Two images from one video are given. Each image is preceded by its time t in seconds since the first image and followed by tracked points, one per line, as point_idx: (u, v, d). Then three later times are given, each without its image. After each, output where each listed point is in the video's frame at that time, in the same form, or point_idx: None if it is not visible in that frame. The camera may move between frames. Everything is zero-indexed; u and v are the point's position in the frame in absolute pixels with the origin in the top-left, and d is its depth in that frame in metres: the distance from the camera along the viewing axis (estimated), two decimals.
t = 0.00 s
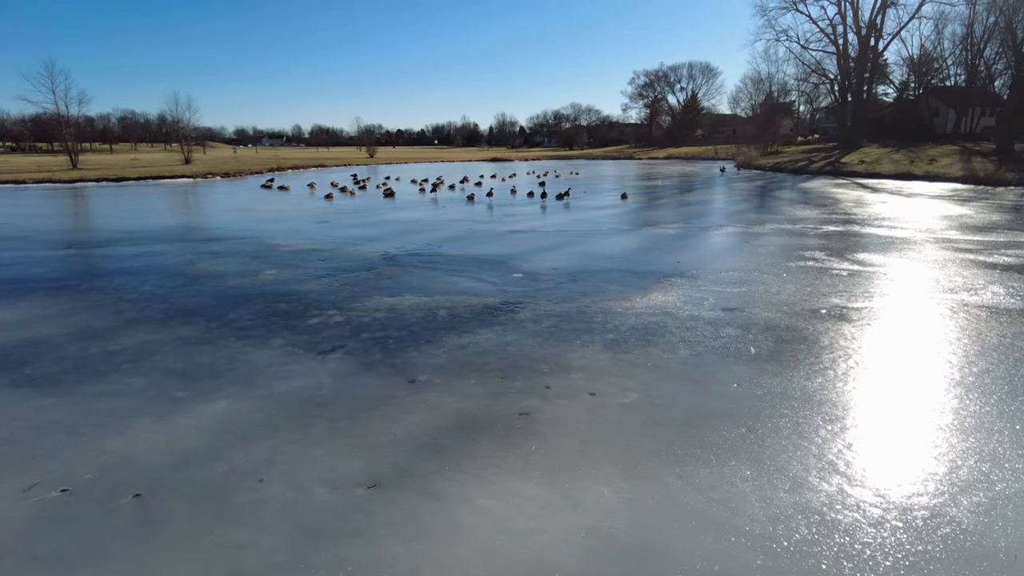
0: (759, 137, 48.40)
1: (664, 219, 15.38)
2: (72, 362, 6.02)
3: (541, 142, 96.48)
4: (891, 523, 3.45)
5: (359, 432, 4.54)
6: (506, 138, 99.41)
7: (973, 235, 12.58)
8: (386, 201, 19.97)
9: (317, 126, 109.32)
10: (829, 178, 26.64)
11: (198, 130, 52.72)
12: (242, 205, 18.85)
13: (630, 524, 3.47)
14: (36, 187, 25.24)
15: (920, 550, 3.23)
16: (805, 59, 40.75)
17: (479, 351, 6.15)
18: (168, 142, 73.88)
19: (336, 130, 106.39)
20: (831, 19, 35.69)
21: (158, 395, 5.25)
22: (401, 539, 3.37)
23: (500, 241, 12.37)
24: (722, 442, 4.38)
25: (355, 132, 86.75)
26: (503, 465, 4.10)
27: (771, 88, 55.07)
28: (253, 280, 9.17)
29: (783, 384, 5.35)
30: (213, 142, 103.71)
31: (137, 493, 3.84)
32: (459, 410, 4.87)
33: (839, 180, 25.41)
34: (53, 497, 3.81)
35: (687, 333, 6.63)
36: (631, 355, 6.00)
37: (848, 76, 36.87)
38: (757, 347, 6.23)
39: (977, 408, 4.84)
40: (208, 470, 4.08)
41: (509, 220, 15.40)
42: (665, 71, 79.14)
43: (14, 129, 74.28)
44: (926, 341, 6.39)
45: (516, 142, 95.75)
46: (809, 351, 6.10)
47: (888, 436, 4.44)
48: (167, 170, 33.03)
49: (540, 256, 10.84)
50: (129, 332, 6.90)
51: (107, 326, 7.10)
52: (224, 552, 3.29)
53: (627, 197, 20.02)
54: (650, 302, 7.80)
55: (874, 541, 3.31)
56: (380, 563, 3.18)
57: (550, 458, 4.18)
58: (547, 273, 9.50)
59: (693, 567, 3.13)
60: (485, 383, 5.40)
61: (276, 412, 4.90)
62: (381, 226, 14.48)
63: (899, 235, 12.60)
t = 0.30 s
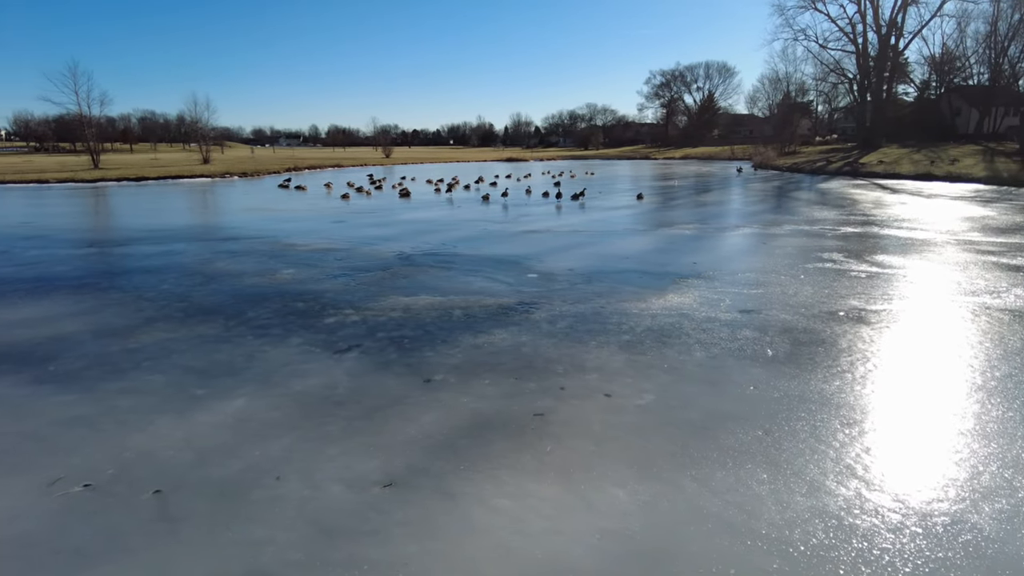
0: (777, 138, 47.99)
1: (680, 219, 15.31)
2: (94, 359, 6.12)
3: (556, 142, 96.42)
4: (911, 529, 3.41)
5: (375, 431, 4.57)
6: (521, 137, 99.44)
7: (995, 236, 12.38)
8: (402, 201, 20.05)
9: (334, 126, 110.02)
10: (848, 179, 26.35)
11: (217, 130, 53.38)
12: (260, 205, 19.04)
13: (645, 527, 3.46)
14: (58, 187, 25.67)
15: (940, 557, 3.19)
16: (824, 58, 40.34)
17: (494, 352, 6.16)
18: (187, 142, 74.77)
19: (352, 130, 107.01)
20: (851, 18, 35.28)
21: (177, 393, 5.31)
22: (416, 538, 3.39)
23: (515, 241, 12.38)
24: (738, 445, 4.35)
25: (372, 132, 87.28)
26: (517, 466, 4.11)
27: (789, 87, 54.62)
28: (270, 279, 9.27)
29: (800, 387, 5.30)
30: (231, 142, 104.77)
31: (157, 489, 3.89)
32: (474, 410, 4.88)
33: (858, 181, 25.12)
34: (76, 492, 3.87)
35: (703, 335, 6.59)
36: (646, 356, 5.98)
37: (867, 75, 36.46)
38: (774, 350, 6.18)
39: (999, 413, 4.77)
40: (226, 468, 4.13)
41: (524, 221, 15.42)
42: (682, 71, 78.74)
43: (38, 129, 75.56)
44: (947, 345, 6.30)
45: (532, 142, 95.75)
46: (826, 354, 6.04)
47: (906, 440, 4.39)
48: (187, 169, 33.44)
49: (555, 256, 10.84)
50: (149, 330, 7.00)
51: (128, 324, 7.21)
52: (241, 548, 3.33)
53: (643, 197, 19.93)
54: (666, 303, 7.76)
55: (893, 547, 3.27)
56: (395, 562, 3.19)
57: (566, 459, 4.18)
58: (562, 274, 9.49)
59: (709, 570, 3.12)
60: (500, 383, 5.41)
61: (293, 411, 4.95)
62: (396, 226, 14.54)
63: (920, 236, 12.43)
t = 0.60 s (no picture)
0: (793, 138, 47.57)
1: (695, 220, 15.23)
2: (113, 357, 6.20)
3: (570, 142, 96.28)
4: (929, 535, 3.37)
5: (389, 431, 4.60)
6: (535, 138, 99.43)
7: (1017, 238, 12.18)
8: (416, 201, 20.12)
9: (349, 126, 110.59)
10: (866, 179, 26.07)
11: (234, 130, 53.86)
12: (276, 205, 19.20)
13: (659, 529, 3.45)
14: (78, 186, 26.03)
15: (959, 563, 3.15)
16: (842, 57, 39.92)
17: (508, 352, 6.16)
18: (204, 142, 75.50)
19: (367, 130, 107.53)
20: (870, 17, 34.86)
21: (195, 391, 5.37)
22: (429, 539, 3.39)
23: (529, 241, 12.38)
24: (753, 448, 4.33)
25: (386, 132, 87.72)
26: (531, 467, 4.11)
27: (806, 87, 54.13)
28: (286, 278, 9.35)
29: (816, 390, 5.25)
30: (248, 142, 105.68)
31: (176, 486, 3.94)
32: (487, 411, 4.89)
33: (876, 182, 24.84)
34: (96, 488, 3.93)
35: (718, 337, 6.55)
36: (661, 358, 5.96)
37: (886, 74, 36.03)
38: (790, 352, 6.13)
39: (1020, 419, 4.69)
40: (243, 466, 4.17)
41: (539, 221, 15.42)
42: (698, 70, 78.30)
43: (59, 129, 76.73)
44: (966, 348, 6.22)
45: (546, 142, 95.68)
46: (843, 357, 5.98)
47: (924, 445, 4.34)
48: (204, 169, 33.80)
49: (569, 256, 10.82)
50: (168, 328, 7.08)
51: (146, 323, 7.29)
52: (258, 546, 3.36)
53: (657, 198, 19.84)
54: (680, 304, 7.73)
55: (911, 553, 3.23)
56: (410, 562, 3.21)
57: (580, 461, 4.17)
58: (576, 274, 9.48)
59: (725, 574, 3.10)
60: (514, 383, 5.42)
61: (309, 409, 4.98)
62: (411, 226, 14.60)
63: (939, 238, 12.27)
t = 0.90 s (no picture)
0: (808, 138, 47.18)
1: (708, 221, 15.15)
2: (130, 355, 6.28)
3: (583, 142, 96.13)
4: (945, 541, 3.34)
5: (402, 430, 4.62)
6: (548, 138, 99.38)
7: None
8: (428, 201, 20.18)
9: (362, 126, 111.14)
10: (882, 180, 25.80)
11: (248, 131, 54.29)
12: (291, 204, 19.34)
13: (671, 532, 3.45)
14: (96, 186, 26.36)
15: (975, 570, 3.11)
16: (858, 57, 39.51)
17: (520, 352, 6.18)
18: (219, 142, 76.17)
19: (380, 130, 107.94)
20: (886, 15, 34.50)
21: (210, 389, 5.43)
22: (441, 538, 3.41)
23: (541, 242, 12.38)
24: (766, 451, 4.31)
25: (399, 132, 88.05)
26: (543, 468, 4.12)
27: (821, 86, 53.65)
28: (300, 278, 9.43)
29: (830, 393, 5.21)
30: (262, 142, 106.48)
31: (190, 483, 3.99)
32: (499, 411, 4.91)
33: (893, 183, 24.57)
34: (114, 484, 3.99)
35: (731, 339, 6.52)
36: (674, 359, 5.94)
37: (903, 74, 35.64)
38: (803, 355, 6.09)
39: None
40: (258, 464, 4.22)
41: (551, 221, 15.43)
42: (711, 70, 77.88)
43: (77, 129, 77.78)
44: (983, 352, 6.15)
45: (558, 142, 95.59)
46: (857, 360, 5.94)
47: (939, 449, 4.30)
48: (219, 169, 34.15)
49: (580, 257, 10.81)
50: (183, 327, 7.15)
51: (163, 321, 7.38)
52: (272, 543, 3.40)
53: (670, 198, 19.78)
54: (693, 306, 7.70)
55: (926, 559, 3.20)
56: (422, 561, 3.23)
57: (592, 462, 4.17)
58: (588, 275, 9.47)
59: None
60: (526, 384, 5.43)
61: (323, 408, 5.02)
62: (423, 226, 14.64)
63: (957, 240, 12.12)
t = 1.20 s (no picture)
0: (822, 138, 46.82)
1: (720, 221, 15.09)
2: (145, 354, 6.35)
3: (594, 142, 95.97)
4: (959, 546, 3.30)
5: (413, 430, 4.64)
6: (559, 138, 99.29)
7: None
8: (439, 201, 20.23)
9: (374, 126, 111.55)
10: (896, 180, 25.56)
11: (261, 131, 54.65)
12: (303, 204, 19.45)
13: (682, 534, 3.44)
14: (111, 185, 26.65)
15: None
16: (873, 56, 39.15)
17: (531, 353, 6.18)
18: (233, 142, 76.73)
19: (391, 130, 108.32)
20: (902, 14, 34.18)
21: (223, 388, 5.48)
22: (452, 538, 3.43)
23: (552, 242, 12.38)
24: (778, 453, 4.29)
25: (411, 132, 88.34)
26: (554, 468, 4.12)
27: (835, 86, 53.22)
28: (312, 277, 9.49)
29: (843, 396, 5.18)
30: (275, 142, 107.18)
31: (204, 481, 4.03)
32: (510, 412, 4.91)
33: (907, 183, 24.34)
34: (129, 482, 4.03)
35: (743, 340, 6.49)
36: (685, 361, 5.92)
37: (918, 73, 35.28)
38: (816, 357, 6.05)
39: None
40: (270, 462, 4.25)
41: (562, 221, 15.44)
42: (724, 69, 77.50)
43: (94, 129, 78.70)
44: (998, 355, 6.08)
45: (569, 142, 95.48)
46: (871, 362, 5.89)
47: (954, 453, 4.26)
48: (233, 168, 34.41)
49: (591, 258, 10.81)
50: (197, 326, 7.22)
51: (177, 320, 7.45)
52: (284, 541, 3.42)
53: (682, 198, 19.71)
54: (705, 307, 7.67)
55: (940, 564, 3.18)
56: (433, 561, 3.24)
57: (602, 464, 4.17)
58: (599, 276, 9.46)
59: None
60: (536, 385, 5.43)
61: (335, 408, 5.05)
62: (434, 226, 14.67)
63: (972, 241, 11.99)
